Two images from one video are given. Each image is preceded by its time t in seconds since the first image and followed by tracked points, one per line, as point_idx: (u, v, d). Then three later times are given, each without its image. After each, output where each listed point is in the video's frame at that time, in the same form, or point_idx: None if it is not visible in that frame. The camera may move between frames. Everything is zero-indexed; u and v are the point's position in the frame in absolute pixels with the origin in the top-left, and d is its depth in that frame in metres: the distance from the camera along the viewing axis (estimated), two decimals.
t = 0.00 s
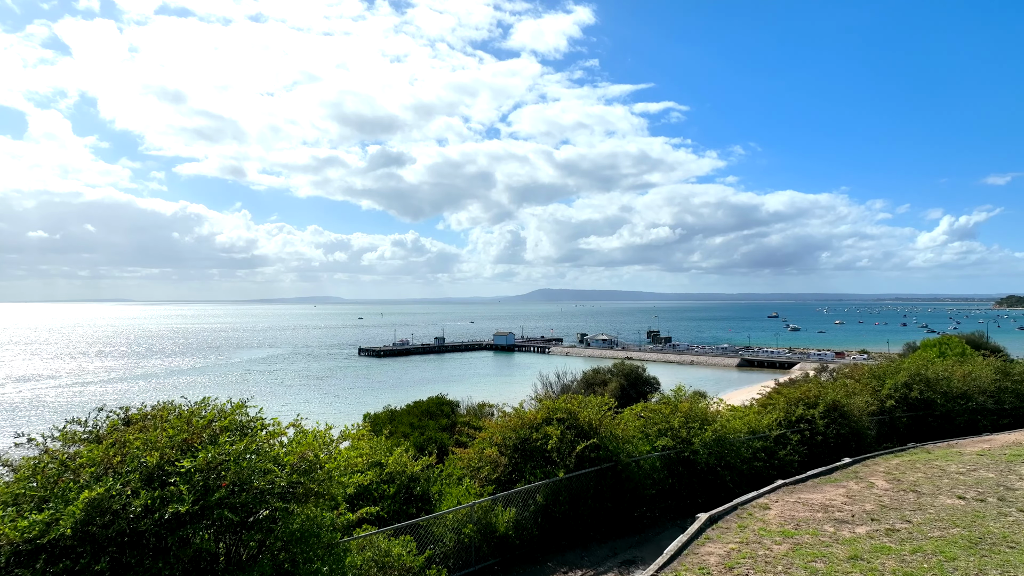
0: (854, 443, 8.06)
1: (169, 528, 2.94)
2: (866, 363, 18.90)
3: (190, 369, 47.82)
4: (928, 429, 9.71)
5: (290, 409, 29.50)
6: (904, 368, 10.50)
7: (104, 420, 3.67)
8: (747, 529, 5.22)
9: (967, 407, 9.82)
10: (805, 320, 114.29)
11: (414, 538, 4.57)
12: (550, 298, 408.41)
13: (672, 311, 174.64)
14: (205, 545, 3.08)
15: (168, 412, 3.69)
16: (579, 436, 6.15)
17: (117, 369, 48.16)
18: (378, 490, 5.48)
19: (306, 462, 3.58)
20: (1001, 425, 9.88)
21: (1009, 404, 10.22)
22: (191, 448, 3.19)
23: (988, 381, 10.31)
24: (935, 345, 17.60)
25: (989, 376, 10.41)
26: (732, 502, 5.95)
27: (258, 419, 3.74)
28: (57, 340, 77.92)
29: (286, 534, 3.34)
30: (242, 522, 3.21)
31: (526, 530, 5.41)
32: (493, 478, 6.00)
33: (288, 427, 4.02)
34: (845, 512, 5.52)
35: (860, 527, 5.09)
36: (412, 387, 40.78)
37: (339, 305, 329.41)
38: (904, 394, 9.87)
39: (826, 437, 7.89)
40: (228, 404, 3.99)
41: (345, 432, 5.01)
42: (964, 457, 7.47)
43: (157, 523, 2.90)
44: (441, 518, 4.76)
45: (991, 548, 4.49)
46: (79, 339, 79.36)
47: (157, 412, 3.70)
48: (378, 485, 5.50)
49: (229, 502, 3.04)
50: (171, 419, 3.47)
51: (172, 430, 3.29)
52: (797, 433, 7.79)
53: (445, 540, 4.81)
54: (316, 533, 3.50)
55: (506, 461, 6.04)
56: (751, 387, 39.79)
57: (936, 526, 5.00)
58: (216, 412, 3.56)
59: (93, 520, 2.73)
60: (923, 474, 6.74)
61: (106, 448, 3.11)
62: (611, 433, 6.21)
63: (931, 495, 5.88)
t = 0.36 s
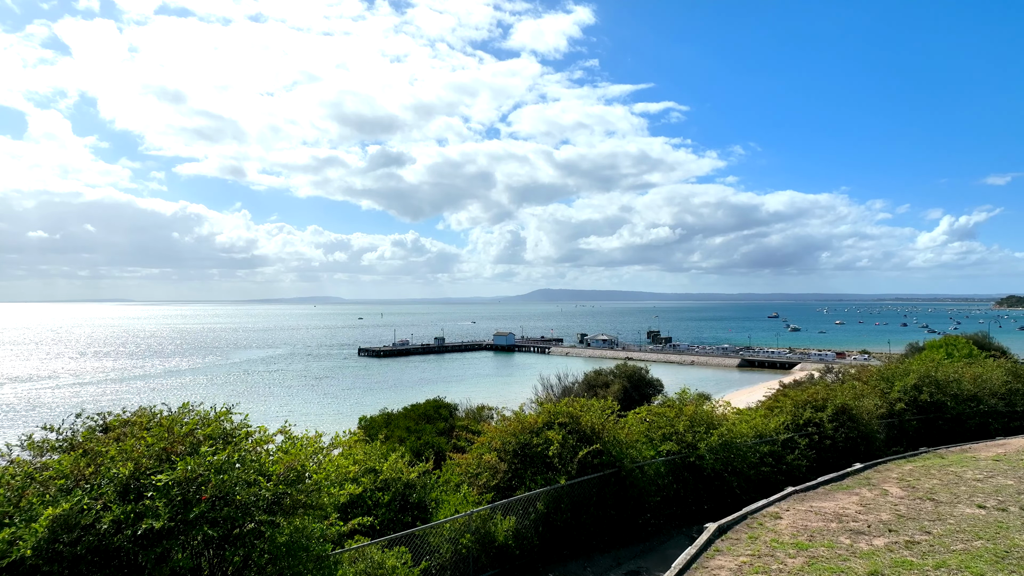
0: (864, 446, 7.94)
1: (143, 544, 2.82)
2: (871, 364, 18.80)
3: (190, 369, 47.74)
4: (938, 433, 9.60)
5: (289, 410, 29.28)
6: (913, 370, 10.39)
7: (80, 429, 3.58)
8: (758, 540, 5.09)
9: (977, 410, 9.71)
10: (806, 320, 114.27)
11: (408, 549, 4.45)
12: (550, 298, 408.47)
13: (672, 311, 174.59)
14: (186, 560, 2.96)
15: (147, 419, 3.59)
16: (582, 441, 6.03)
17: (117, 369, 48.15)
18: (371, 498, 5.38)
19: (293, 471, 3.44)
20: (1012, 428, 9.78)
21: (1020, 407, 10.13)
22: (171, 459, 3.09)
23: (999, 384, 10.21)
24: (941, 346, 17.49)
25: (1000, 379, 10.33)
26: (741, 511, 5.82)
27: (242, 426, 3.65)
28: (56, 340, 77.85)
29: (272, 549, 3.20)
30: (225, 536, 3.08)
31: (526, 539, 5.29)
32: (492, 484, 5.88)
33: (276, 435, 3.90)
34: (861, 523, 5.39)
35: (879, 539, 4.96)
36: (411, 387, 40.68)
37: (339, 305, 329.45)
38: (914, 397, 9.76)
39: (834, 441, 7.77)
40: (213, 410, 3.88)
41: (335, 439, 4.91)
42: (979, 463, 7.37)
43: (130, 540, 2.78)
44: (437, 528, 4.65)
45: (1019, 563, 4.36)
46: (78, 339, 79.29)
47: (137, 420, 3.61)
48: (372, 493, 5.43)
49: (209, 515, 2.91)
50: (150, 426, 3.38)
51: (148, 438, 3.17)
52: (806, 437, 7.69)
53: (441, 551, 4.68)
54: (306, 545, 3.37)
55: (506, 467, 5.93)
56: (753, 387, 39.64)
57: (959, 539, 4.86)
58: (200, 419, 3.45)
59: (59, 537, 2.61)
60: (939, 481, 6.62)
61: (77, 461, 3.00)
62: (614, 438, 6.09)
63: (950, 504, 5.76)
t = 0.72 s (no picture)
0: (874, 450, 7.83)
1: (111, 562, 2.68)
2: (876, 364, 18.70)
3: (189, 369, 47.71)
4: (948, 435, 9.50)
5: (288, 411, 29.11)
6: (923, 371, 10.27)
7: (51, 439, 3.49)
8: (770, 552, 4.97)
9: (989, 412, 9.60)
10: (806, 321, 114.39)
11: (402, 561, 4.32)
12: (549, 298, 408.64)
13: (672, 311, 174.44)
14: None
15: (122, 429, 3.49)
16: (585, 446, 5.90)
17: (116, 369, 48.13)
18: (364, 508, 5.26)
19: (278, 482, 3.38)
20: (1023, 431, 9.67)
21: None
22: (146, 470, 3.00)
23: (1010, 386, 10.10)
24: (948, 346, 17.39)
25: (1011, 381, 10.23)
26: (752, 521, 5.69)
27: (221, 436, 3.55)
28: (55, 340, 77.75)
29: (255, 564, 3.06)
30: (203, 552, 2.95)
31: (527, 549, 5.16)
32: (492, 492, 5.76)
33: (261, 444, 3.86)
34: (878, 533, 5.27)
35: (898, 552, 4.83)
36: (411, 387, 40.58)
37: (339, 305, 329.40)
38: (924, 399, 9.64)
39: (844, 445, 7.65)
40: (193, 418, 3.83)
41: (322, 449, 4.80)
42: (994, 468, 7.27)
43: (99, 558, 2.65)
44: (434, 538, 4.52)
45: None
46: (77, 339, 79.19)
47: (111, 430, 3.51)
48: (366, 501, 5.33)
49: (186, 531, 2.77)
50: (126, 436, 3.33)
51: (121, 448, 3.11)
52: (813, 441, 7.60)
53: (438, 562, 4.54)
54: (293, 559, 3.27)
55: (505, 474, 5.81)
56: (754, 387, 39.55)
57: (982, 551, 4.74)
58: (178, 427, 3.40)
59: (20, 559, 2.47)
60: (956, 488, 6.50)
61: (44, 473, 2.90)
62: (617, 443, 5.97)
63: (971, 514, 5.63)
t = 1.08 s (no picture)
0: (884, 454, 7.71)
1: None
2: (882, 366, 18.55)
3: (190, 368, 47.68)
4: (958, 439, 9.39)
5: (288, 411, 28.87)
6: (933, 374, 10.14)
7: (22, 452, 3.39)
8: (783, 566, 4.84)
9: (1000, 415, 9.49)
10: (806, 321, 114.37)
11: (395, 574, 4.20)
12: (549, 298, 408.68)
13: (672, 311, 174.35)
14: None
15: (96, 439, 3.40)
16: (587, 452, 5.78)
17: (116, 368, 48.07)
18: (358, 517, 5.15)
19: (260, 495, 3.30)
20: None
21: None
22: (116, 484, 2.91)
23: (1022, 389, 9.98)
24: (954, 347, 17.27)
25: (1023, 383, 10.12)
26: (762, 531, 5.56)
27: (198, 448, 3.46)
28: (55, 340, 77.69)
29: None
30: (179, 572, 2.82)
31: (527, 559, 5.04)
32: (490, 499, 5.64)
33: (243, 454, 3.76)
34: (896, 545, 5.14)
35: (919, 566, 4.70)
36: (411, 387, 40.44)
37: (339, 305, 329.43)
38: (934, 402, 9.53)
39: (853, 449, 7.54)
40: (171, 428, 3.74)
41: (309, 459, 4.70)
42: (1010, 475, 7.15)
43: None
44: (430, 549, 4.40)
45: None
46: (77, 339, 79.12)
47: (84, 440, 3.42)
48: (359, 510, 5.20)
49: (156, 548, 2.65)
50: (95, 445, 3.24)
51: (87, 459, 3.02)
52: (822, 445, 7.48)
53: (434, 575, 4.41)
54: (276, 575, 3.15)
55: (504, 481, 5.69)
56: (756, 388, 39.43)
57: (1006, 566, 4.61)
58: (153, 437, 3.32)
59: None
60: (973, 497, 6.38)
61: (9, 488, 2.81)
62: (619, 449, 5.85)
63: (990, 524, 5.51)
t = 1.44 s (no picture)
0: (894, 459, 7.60)
1: None
2: (887, 366, 18.41)
3: (189, 368, 47.59)
4: (969, 443, 9.29)
5: (287, 412, 28.75)
6: (944, 376, 10.02)
7: None
8: None
9: (1010, 418, 9.41)
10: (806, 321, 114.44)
11: None
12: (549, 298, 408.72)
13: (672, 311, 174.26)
14: None
15: (67, 448, 3.29)
16: (589, 458, 5.67)
17: (115, 368, 47.98)
18: (350, 526, 5.04)
19: (241, 509, 3.21)
20: None
21: None
22: (81, 498, 2.80)
23: None
24: (961, 347, 17.17)
25: None
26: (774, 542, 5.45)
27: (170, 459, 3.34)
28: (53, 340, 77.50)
29: None
30: None
31: (527, 570, 4.92)
32: (489, 507, 5.51)
33: (222, 465, 3.66)
34: (915, 558, 5.02)
35: None
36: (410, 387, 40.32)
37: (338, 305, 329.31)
38: (945, 405, 9.43)
39: (863, 454, 7.43)
40: (144, 437, 3.63)
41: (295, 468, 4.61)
42: None
43: None
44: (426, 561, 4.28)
45: None
46: (75, 339, 78.92)
47: (53, 450, 3.31)
48: (351, 519, 5.09)
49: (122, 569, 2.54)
50: (61, 457, 3.12)
51: (52, 472, 2.91)
52: (831, 449, 7.38)
53: None
54: None
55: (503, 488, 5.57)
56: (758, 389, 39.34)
57: None
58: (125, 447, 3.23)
59: None
60: (992, 506, 6.26)
61: None
62: (623, 455, 5.74)
63: (1012, 535, 5.39)
